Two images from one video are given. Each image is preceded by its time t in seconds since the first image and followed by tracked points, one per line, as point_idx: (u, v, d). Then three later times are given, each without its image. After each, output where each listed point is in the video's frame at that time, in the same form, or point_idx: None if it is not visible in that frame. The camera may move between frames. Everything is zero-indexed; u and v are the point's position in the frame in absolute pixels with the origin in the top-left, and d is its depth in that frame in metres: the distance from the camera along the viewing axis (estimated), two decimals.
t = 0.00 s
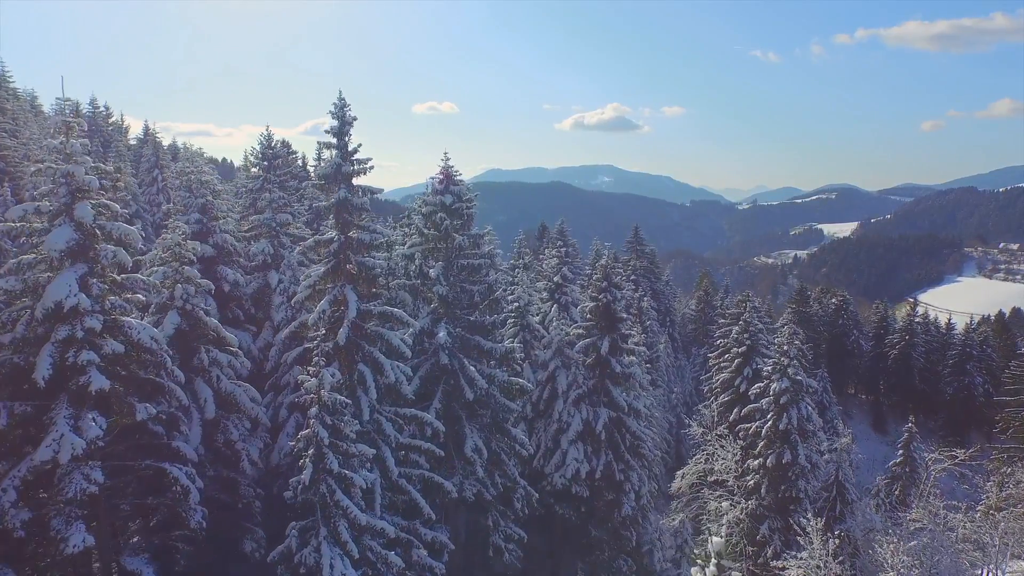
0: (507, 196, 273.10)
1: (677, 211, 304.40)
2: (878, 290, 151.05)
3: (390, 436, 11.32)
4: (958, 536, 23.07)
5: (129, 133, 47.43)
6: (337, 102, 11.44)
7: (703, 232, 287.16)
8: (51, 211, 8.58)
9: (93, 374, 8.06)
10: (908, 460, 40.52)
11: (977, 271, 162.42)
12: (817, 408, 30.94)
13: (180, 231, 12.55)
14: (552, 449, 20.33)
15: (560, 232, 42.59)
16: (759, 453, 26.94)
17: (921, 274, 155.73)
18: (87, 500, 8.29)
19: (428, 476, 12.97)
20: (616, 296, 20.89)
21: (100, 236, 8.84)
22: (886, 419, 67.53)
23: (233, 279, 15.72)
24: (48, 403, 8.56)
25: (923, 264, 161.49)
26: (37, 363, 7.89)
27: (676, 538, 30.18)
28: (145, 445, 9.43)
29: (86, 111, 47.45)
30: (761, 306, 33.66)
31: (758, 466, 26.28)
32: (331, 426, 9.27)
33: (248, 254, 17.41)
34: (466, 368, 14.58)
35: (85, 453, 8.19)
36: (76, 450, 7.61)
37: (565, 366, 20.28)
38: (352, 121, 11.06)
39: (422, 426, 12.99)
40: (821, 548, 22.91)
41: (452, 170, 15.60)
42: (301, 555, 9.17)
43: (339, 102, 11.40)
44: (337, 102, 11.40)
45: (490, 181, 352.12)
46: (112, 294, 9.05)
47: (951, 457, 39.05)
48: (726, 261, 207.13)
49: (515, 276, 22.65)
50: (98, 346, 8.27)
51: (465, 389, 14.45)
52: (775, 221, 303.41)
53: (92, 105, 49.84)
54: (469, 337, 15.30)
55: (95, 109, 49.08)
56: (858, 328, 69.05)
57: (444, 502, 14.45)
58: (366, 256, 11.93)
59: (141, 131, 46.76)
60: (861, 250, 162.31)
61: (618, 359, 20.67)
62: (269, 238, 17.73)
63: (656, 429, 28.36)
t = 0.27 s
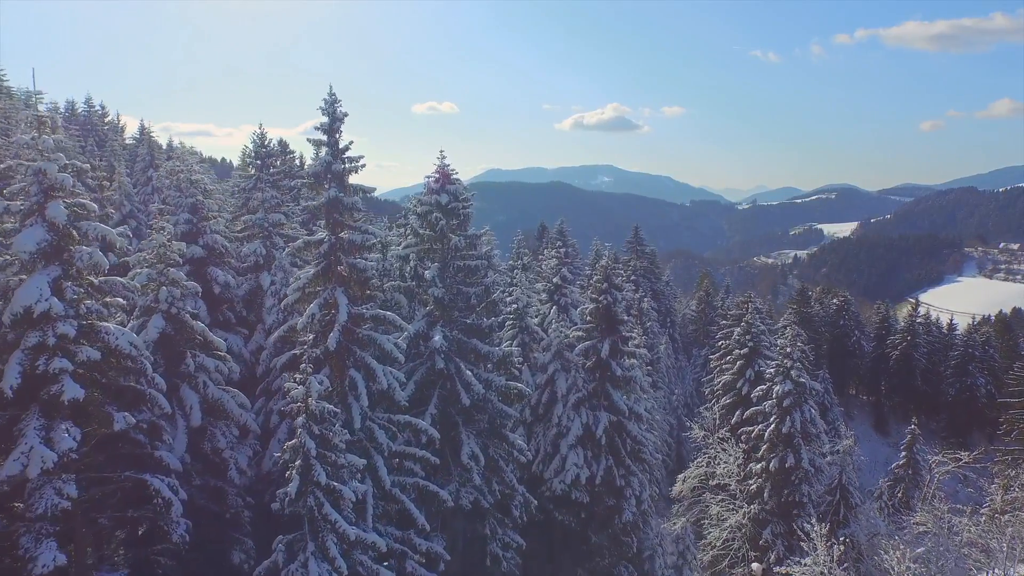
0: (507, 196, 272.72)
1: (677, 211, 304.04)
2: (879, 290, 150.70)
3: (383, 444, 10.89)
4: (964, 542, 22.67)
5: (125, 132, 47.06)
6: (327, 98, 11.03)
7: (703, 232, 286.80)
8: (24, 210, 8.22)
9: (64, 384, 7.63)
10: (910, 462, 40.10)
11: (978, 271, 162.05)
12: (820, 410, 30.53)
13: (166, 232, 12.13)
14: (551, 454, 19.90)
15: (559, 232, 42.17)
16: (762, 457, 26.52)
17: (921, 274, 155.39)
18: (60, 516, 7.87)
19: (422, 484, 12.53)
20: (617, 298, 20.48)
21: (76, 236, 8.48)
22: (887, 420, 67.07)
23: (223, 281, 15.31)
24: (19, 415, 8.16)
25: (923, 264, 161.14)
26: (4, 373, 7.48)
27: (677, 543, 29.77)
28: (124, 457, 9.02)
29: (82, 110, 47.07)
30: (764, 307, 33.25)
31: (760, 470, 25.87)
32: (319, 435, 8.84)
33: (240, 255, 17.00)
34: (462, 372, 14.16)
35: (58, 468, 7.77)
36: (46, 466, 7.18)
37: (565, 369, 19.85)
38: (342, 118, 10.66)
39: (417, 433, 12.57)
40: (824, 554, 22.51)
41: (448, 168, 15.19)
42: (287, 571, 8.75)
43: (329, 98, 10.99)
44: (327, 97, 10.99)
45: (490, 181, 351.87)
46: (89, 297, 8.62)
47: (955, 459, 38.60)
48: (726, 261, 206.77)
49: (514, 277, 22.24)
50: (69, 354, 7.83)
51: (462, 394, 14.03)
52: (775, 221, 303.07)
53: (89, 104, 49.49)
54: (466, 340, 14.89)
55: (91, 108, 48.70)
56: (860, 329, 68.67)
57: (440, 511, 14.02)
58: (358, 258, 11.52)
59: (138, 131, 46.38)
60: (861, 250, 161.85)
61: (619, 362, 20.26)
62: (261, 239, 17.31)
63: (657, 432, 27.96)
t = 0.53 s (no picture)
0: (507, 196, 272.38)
1: (677, 211, 303.57)
2: (879, 290, 150.32)
3: (374, 454, 10.43)
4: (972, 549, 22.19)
5: (121, 131, 46.54)
6: (315, 93, 10.56)
7: (703, 233, 286.42)
8: None
9: (29, 396, 7.19)
10: (913, 464, 39.58)
11: (978, 271, 161.72)
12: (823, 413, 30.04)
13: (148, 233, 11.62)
14: (550, 460, 19.44)
15: (558, 232, 41.75)
16: (764, 461, 26.06)
17: (921, 274, 155.02)
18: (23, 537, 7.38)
19: (415, 495, 12.06)
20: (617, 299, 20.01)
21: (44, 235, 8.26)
22: (889, 421, 66.54)
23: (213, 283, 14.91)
24: None
25: (924, 265, 160.80)
26: None
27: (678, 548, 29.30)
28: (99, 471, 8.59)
29: (77, 109, 46.70)
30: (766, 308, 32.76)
31: (763, 475, 25.41)
32: (303, 448, 8.37)
33: (231, 256, 16.56)
34: (458, 378, 13.70)
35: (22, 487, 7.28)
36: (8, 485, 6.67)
37: (565, 373, 19.43)
38: (331, 113, 10.19)
39: (410, 442, 12.09)
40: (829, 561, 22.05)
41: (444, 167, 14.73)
42: None
43: (316, 92, 10.51)
44: (314, 92, 10.51)
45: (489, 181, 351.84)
46: (57, 302, 8.26)
47: (959, 462, 38.13)
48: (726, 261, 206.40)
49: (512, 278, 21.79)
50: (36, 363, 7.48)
51: (457, 401, 13.56)
52: (775, 221, 302.72)
53: (85, 103, 49.18)
54: (462, 345, 14.43)
55: (87, 107, 48.37)
56: (861, 330, 68.18)
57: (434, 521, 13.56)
58: (349, 260, 11.05)
59: (133, 130, 45.85)
60: (861, 250, 161.41)
61: (619, 365, 19.80)
62: (252, 240, 16.86)
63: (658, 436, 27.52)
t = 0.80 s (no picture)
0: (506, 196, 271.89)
1: (677, 211, 303.16)
2: (879, 290, 149.90)
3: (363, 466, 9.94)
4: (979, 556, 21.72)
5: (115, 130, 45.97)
6: (301, 87, 10.07)
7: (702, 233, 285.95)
8: None
9: None
10: (917, 467, 39.09)
11: (978, 271, 161.32)
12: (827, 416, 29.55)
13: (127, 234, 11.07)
14: (548, 466, 18.94)
15: (558, 233, 41.28)
16: (767, 466, 25.57)
17: (921, 274, 154.64)
18: None
19: (408, 507, 11.58)
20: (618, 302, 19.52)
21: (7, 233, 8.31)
22: (891, 423, 66.05)
23: (201, 285, 14.59)
24: None
25: (924, 265, 160.39)
26: None
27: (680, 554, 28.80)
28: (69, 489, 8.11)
29: (71, 108, 46.21)
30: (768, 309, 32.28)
31: (766, 480, 24.94)
32: (285, 463, 7.88)
33: (220, 257, 16.13)
34: (452, 385, 13.21)
35: None
36: None
37: (563, 377, 18.96)
38: (318, 109, 9.71)
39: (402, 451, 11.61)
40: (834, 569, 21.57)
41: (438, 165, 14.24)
42: None
43: (302, 87, 10.02)
44: (300, 87, 10.02)
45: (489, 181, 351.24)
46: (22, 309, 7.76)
47: (963, 465, 37.64)
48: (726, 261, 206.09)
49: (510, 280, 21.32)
50: None
51: (452, 408, 13.07)
52: (775, 221, 302.27)
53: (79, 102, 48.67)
54: (457, 350, 13.94)
55: (82, 106, 47.87)
56: (863, 330, 67.68)
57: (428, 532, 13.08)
58: (338, 263, 10.57)
59: (127, 129, 45.30)
60: (861, 250, 160.96)
61: (619, 370, 19.32)
62: (242, 241, 16.43)
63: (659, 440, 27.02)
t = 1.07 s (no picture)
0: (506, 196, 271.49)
1: (677, 211, 302.87)
2: (879, 291, 149.59)
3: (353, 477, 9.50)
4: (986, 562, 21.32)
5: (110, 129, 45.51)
6: (286, 82, 9.66)
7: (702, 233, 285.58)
8: None
9: None
10: (919, 470, 38.69)
11: (979, 271, 161.00)
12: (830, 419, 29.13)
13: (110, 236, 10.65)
14: (547, 472, 18.52)
15: (557, 233, 40.88)
16: (770, 470, 25.16)
17: (921, 274, 154.37)
18: None
19: (401, 519, 11.14)
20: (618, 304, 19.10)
21: None
22: (892, 424, 65.58)
23: (189, 287, 14.25)
24: None
25: (925, 265, 160.08)
26: None
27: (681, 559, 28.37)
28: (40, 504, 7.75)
29: (66, 106, 45.79)
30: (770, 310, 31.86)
31: (769, 484, 24.52)
32: (267, 477, 7.45)
33: (209, 258, 15.76)
34: (447, 390, 12.82)
35: None
36: None
37: (562, 381, 18.56)
38: (305, 105, 9.29)
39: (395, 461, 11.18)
40: None
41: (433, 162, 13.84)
42: None
43: (288, 82, 9.59)
44: (286, 81, 9.59)
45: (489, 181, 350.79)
46: None
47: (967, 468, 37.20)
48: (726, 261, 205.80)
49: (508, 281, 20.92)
50: None
51: (446, 415, 12.65)
52: (774, 221, 301.94)
53: (74, 101, 48.23)
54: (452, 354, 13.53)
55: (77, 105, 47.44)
56: (864, 331, 67.23)
57: (423, 543, 12.66)
58: (327, 266, 10.14)
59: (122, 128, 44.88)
60: (861, 250, 160.65)
61: (620, 373, 18.91)
62: (232, 241, 16.07)
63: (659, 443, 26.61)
